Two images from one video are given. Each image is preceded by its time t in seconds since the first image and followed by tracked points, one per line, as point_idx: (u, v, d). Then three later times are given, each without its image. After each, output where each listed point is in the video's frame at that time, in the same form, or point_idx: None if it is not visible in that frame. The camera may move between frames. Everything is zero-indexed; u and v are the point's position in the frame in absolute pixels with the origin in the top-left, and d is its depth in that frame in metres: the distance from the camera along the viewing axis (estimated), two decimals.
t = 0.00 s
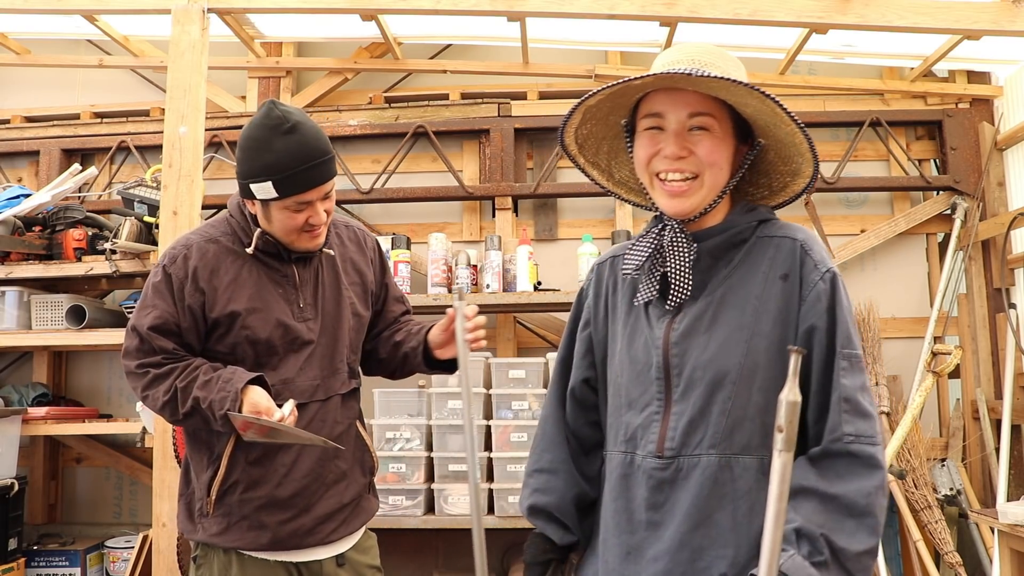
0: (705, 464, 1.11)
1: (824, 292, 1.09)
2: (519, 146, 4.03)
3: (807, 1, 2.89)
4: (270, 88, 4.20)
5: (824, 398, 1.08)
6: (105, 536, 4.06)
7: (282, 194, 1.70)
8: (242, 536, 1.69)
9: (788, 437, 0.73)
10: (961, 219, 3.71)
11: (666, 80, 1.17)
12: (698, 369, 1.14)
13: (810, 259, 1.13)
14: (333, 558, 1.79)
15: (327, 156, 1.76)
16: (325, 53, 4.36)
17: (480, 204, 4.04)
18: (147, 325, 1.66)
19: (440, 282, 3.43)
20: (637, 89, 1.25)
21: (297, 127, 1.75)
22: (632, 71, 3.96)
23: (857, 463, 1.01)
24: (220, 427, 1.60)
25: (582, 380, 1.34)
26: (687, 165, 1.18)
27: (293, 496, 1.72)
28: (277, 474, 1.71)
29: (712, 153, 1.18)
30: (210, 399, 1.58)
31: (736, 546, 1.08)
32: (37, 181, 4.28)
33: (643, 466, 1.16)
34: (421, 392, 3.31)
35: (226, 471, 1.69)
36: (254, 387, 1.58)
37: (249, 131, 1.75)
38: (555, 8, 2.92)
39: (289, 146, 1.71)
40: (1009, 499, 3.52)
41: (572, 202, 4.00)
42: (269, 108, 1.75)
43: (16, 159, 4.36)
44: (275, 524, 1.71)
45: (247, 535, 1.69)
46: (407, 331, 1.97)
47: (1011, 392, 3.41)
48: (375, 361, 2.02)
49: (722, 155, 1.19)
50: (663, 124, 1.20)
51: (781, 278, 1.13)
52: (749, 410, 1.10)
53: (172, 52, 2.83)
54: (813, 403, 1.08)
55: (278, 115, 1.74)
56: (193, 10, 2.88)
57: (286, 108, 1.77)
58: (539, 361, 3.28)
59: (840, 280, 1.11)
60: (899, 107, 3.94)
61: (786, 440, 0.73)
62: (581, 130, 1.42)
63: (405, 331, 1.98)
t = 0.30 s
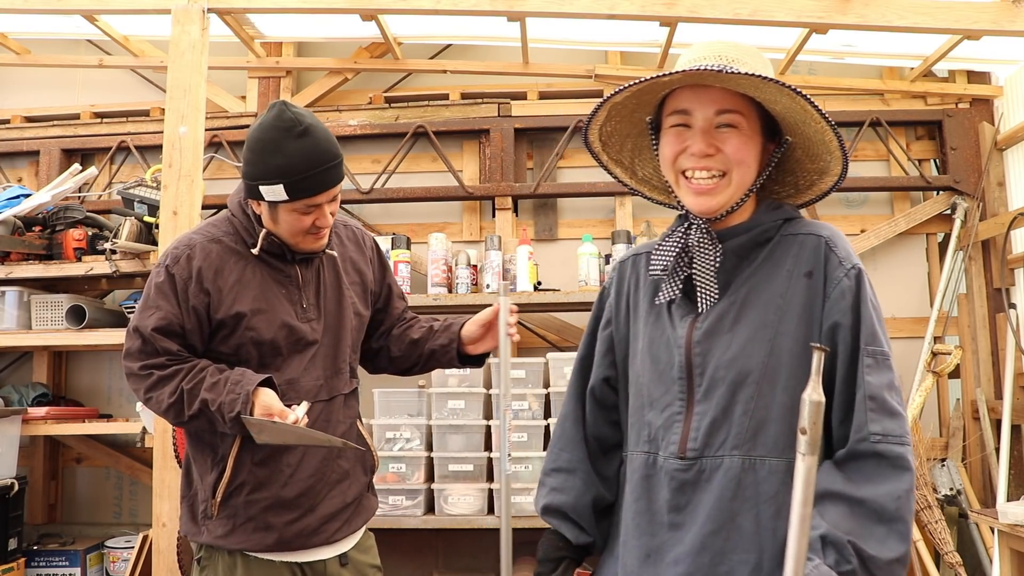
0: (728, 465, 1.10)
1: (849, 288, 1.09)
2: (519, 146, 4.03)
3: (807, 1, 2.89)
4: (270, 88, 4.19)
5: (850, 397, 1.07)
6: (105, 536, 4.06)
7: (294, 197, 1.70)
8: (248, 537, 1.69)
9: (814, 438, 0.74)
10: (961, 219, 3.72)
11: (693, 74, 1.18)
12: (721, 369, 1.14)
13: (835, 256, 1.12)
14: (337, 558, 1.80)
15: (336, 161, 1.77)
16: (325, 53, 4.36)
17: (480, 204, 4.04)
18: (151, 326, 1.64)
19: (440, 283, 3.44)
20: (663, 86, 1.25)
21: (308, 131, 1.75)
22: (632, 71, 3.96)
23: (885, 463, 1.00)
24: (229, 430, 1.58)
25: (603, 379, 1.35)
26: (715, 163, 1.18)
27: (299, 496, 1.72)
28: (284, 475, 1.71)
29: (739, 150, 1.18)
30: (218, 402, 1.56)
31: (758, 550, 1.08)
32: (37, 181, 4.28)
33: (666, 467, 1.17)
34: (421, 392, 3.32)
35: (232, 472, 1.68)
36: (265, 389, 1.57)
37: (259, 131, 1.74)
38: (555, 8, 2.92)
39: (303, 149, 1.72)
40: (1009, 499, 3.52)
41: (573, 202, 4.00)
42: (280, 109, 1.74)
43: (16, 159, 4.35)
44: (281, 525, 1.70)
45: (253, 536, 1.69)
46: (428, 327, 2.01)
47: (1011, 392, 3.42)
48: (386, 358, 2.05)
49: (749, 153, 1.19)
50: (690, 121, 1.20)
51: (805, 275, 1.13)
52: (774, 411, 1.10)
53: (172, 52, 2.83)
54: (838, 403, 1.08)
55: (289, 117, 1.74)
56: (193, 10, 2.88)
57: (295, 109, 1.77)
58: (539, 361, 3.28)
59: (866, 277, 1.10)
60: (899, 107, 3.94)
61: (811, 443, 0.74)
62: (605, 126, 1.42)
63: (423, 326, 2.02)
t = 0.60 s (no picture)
0: (740, 469, 1.11)
1: (859, 285, 1.07)
2: (519, 146, 4.03)
3: (807, 1, 2.89)
4: (270, 88, 4.17)
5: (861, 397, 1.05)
6: (105, 537, 4.06)
7: (297, 204, 1.68)
8: (249, 539, 1.68)
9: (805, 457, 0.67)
10: (961, 219, 3.72)
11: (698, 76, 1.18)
12: (733, 372, 1.14)
13: (845, 252, 1.11)
14: (338, 558, 1.80)
15: (346, 171, 1.75)
16: (325, 53, 4.37)
17: (480, 204, 4.04)
18: (154, 328, 1.63)
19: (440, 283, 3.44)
20: (669, 91, 1.25)
21: (321, 139, 1.72)
22: (632, 71, 3.96)
23: (892, 465, 0.98)
24: (230, 434, 1.58)
25: (622, 383, 1.38)
26: (725, 165, 1.18)
27: (300, 497, 1.72)
28: (286, 477, 1.71)
29: (749, 151, 1.18)
30: (222, 405, 1.55)
31: (769, 555, 1.07)
32: (37, 181, 4.28)
33: (679, 471, 1.18)
34: (421, 392, 3.32)
35: (234, 474, 1.68)
36: (267, 394, 1.57)
37: (271, 131, 1.70)
38: (555, 8, 2.92)
39: (313, 158, 1.68)
40: (1010, 498, 3.52)
41: (573, 202, 4.00)
42: (295, 113, 1.71)
43: (16, 159, 4.36)
44: (283, 526, 1.70)
45: (255, 538, 1.69)
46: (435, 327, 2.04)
47: (1011, 392, 3.41)
48: (387, 359, 2.06)
49: (759, 153, 1.19)
50: (698, 125, 1.21)
51: (816, 273, 1.12)
52: (786, 414, 1.10)
53: (172, 52, 2.83)
54: (849, 403, 1.06)
55: (304, 122, 1.70)
56: (193, 10, 2.88)
57: (311, 114, 1.73)
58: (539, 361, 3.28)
59: (877, 272, 1.08)
60: (899, 107, 3.94)
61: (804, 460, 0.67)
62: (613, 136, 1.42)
63: (428, 326, 2.04)
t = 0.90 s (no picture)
0: (737, 474, 1.11)
1: (855, 286, 1.07)
2: (519, 146, 4.03)
3: (807, 1, 2.89)
4: (270, 88, 4.17)
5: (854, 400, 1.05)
6: (105, 537, 4.06)
7: (303, 207, 1.67)
8: (252, 540, 1.69)
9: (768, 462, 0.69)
10: (961, 219, 3.72)
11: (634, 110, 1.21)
12: (733, 376, 1.14)
13: (843, 252, 1.11)
14: (339, 558, 1.80)
15: (350, 172, 1.73)
16: (325, 53, 4.37)
17: (480, 204, 4.04)
18: (156, 329, 1.63)
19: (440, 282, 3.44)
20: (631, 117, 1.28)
21: (325, 141, 1.71)
22: (632, 71, 3.96)
23: (878, 472, 0.98)
24: (232, 435, 1.58)
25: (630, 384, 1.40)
26: (677, 185, 1.18)
27: (302, 498, 1.73)
28: (288, 477, 1.72)
29: (693, 163, 1.16)
30: (223, 406, 1.56)
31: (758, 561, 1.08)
32: (37, 181, 4.28)
33: (681, 475, 1.19)
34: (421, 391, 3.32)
35: (237, 475, 1.68)
36: (269, 395, 1.57)
37: (274, 134, 1.70)
38: (555, 8, 2.92)
39: (318, 159, 1.68)
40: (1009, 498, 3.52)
41: (573, 202, 4.01)
42: (299, 115, 1.70)
43: (16, 159, 4.36)
44: (286, 527, 1.71)
45: (257, 538, 1.69)
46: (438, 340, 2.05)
47: (1011, 392, 3.42)
48: (382, 361, 2.07)
49: (709, 162, 1.16)
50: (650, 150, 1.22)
51: (814, 274, 1.12)
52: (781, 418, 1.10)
53: (172, 52, 2.84)
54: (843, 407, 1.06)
55: (307, 124, 1.70)
56: (193, 10, 2.88)
57: (313, 115, 1.73)
58: (540, 361, 3.28)
59: (874, 273, 1.07)
60: (899, 107, 3.94)
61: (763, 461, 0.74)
62: (601, 144, 1.45)
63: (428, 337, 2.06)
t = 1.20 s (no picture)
0: (720, 476, 1.13)
1: (828, 285, 1.07)
2: (519, 146, 4.03)
3: (807, 1, 2.89)
4: (270, 88, 4.17)
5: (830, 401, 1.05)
6: (105, 537, 4.06)
7: (314, 208, 1.67)
8: (250, 540, 1.68)
9: (741, 483, 0.82)
10: (961, 219, 3.72)
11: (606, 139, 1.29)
12: (716, 379, 1.16)
13: (819, 251, 1.10)
14: (338, 558, 1.80)
15: (360, 174, 1.73)
16: (325, 53, 4.37)
17: (480, 204, 4.04)
18: (157, 327, 1.63)
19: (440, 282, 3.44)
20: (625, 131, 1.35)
21: (335, 142, 1.70)
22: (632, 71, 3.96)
23: (849, 475, 0.97)
24: (232, 435, 1.58)
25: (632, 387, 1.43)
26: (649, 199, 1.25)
27: (301, 498, 1.73)
28: (287, 478, 1.72)
29: (649, 181, 1.22)
30: (224, 407, 1.56)
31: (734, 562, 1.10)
32: (37, 181, 4.28)
33: (670, 477, 1.21)
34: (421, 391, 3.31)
35: (236, 475, 1.68)
36: (270, 397, 1.57)
37: (284, 134, 1.68)
38: (555, 8, 2.92)
39: (329, 161, 1.67)
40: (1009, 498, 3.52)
41: (573, 202, 4.01)
42: (307, 117, 1.69)
43: (16, 159, 4.36)
44: (285, 527, 1.71)
45: (255, 539, 1.69)
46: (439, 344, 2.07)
47: (1011, 392, 3.41)
48: (382, 363, 2.07)
49: (662, 175, 1.20)
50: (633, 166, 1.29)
51: (792, 274, 1.12)
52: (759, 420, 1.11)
53: (172, 52, 2.84)
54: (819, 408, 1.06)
55: (317, 124, 1.69)
56: (193, 10, 2.88)
57: (322, 115, 1.72)
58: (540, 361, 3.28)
59: (849, 271, 1.06)
60: (899, 107, 3.94)
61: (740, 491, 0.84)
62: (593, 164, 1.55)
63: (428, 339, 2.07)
